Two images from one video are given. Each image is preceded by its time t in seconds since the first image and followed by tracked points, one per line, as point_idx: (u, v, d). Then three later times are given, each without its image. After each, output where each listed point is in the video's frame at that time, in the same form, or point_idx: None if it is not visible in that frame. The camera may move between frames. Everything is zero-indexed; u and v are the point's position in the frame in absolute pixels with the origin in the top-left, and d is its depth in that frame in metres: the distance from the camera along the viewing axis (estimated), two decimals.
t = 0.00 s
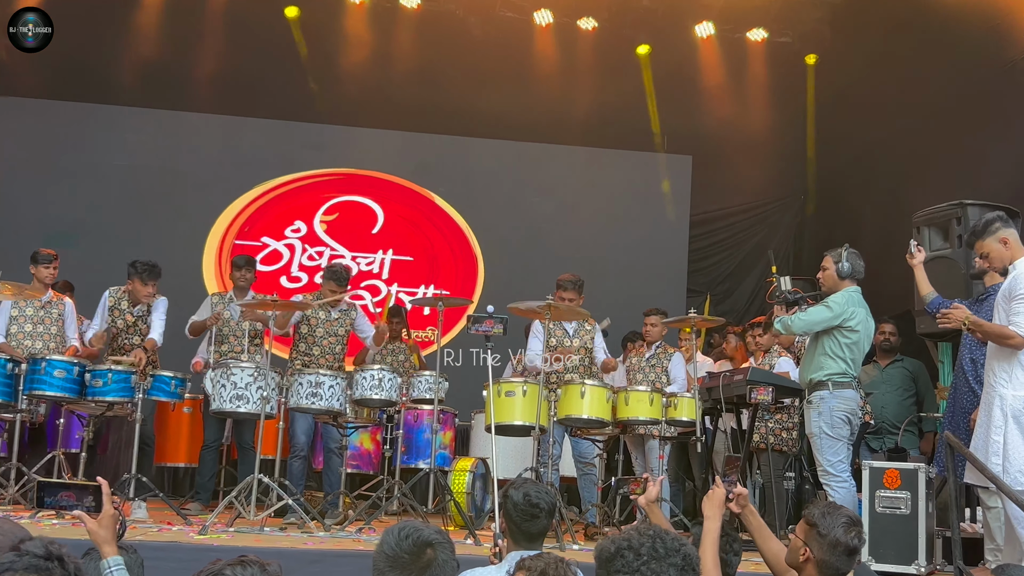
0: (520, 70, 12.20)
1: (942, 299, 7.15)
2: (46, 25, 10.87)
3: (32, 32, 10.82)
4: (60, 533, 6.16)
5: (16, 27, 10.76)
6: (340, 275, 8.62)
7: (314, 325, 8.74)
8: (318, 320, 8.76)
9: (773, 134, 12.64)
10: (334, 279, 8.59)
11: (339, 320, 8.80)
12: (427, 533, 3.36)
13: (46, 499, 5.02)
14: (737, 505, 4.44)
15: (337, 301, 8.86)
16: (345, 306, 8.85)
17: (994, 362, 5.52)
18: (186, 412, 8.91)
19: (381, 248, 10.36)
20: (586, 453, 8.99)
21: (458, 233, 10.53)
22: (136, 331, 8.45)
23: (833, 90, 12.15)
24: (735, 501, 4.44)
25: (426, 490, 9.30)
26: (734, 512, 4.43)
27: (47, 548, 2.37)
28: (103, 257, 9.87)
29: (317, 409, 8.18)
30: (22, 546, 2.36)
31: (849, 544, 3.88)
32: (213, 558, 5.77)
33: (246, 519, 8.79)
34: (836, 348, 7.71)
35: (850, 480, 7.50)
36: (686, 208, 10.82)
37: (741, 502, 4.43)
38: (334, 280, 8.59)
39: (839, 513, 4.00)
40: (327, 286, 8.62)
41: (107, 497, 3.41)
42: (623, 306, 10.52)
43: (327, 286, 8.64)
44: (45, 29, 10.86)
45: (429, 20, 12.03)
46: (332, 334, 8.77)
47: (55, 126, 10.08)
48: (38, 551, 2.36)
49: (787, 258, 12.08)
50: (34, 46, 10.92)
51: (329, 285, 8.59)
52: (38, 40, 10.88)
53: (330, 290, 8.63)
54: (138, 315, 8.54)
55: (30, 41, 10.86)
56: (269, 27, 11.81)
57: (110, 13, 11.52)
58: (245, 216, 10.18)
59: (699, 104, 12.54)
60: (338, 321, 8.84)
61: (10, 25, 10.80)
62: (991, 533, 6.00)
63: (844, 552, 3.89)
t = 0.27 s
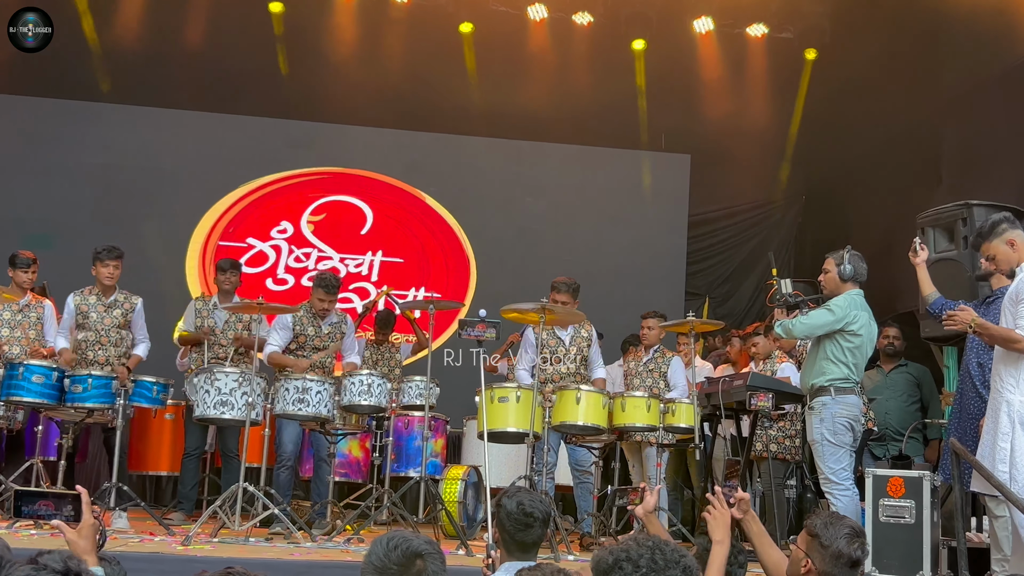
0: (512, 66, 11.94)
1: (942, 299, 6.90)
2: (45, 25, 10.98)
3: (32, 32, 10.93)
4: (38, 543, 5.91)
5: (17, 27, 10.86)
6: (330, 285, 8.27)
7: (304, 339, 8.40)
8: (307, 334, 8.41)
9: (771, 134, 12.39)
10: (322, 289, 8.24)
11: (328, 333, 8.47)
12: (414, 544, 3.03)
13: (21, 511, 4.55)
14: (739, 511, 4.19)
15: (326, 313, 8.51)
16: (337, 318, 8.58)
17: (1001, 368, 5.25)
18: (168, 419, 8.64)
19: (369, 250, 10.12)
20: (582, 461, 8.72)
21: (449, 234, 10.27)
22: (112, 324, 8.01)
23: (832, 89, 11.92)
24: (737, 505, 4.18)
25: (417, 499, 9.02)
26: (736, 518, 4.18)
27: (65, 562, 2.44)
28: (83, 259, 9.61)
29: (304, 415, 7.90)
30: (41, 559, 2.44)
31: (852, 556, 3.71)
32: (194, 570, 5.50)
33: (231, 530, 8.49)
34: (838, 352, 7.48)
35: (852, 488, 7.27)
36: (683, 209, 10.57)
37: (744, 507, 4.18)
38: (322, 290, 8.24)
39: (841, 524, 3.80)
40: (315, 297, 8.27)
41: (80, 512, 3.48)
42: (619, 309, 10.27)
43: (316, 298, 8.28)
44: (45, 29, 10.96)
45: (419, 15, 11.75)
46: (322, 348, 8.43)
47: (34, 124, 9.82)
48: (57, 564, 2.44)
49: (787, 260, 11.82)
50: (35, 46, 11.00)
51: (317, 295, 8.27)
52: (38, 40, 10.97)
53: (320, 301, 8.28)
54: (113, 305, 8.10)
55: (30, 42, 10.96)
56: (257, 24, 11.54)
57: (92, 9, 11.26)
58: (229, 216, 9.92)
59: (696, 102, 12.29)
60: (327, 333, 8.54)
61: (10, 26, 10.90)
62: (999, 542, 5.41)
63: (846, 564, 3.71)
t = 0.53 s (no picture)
0: (505, 59, 11.52)
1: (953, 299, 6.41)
2: (46, 25, 10.58)
3: (33, 32, 10.51)
4: (9, 559, 5.49)
5: (16, 27, 10.44)
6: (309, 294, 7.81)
7: (286, 349, 7.97)
8: (289, 344, 7.98)
9: (776, 132, 12.03)
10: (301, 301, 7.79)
11: (312, 342, 8.04)
12: (403, 560, 2.74)
13: None
14: (742, 521, 4.14)
15: (310, 321, 8.07)
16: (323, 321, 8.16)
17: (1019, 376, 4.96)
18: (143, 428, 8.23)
19: (356, 250, 9.70)
20: (581, 471, 8.29)
21: (439, 233, 9.86)
22: (74, 326, 7.59)
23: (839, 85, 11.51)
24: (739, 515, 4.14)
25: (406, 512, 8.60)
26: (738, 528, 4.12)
27: None
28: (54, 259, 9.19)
29: (287, 425, 7.48)
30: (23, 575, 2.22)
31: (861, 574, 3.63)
32: None
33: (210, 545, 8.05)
34: (849, 358, 7.07)
35: (863, 500, 6.89)
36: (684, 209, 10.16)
37: (748, 518, 4.13)
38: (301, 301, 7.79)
39: (850, 539, 3.76)
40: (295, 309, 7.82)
41: (57, 521, 3.18)
42: (617, 312, 9.86)
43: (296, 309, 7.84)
44: (45, 29, 10.56)
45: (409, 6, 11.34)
46: (305, 357, 8.02)
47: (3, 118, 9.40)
48: None
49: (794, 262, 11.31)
50: (35, 46, 10.57)
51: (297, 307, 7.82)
52: (38, 40, 10.55)
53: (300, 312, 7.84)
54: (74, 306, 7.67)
55: (30, 42, 10.52)
56: (244, 15, 11.11)
57: None
58: (209, 215, 9.50)
59: (698, 98, 11.89)
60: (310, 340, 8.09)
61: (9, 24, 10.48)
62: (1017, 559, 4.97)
63: None
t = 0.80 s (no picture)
0: (498, 54, 11.25)
1: (958, 297, 6.40)
2: (46, 25, 10.40)
3: (32, 32, 10.34)
4: None
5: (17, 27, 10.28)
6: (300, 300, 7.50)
7: (269, 354, 7.68)
8: (273, 349, 7.68)
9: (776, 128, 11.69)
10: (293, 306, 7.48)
11: (298, 348, 7.74)
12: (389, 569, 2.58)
13: None
14: (743, 528, 3.96)
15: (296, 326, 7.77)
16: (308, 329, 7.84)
17: None
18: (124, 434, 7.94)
19: (344, 250, 9.42)
20: (577, 479, 7.99)
21: (430, 233, 9.59)
22: (45, 326, 7.27)
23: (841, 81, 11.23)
24: (740, 520, 3.96)
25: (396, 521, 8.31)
26: (739, 534, 3.94)
27: None
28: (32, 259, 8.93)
29: (273, 431, 7.20)
30: None
31: None
32: None
33: (192, 555, 7.70)
34: (855, 362, 6.81)
35: (869, 509, 6.61)
36: (683, 208, 9.89)
37: (749, 524, 3.95)
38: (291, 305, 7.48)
39: (851, 550, 3.54)
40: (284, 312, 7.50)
41: (33, 529, 3.03)
42: (613, 314, 9.59)
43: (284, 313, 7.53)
44: (45, 28, 10.38)
45: None
46: (289, 363, 7.73)
47: None
48: None
49: (796, 261, 10.92)
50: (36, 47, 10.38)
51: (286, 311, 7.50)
52: (38, 40, 10.37)
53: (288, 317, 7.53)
54: (44, 306, 7.36)
55: (30, 41, 10.35)
56: (230, 8, 10.83)
57: None
58: (192, 214, 9.23)
59: (696, 94, 11.62)
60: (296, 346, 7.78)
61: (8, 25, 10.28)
62: None
63: None
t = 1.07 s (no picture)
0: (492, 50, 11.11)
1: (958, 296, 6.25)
2: (46, 25, 10.10)
3: (32, 32, 10.03)
4: None
5: (16, 27, 9.96)
6: (299, 300, 7.47)
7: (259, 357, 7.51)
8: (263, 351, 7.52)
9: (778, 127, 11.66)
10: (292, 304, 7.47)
11: (288, 351, 7.58)
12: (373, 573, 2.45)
13: None
14: (744, 527, 3.82)
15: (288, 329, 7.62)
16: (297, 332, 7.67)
17: None
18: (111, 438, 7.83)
19: (336, 250, 9.28)
20: (572, 482, 7.90)
21: (424, 232, 9.46)
22: (33, 333, 7.12)
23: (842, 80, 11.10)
24: (741, 520, 3.82)
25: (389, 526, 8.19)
26: (739, 534, 3.81)
27: None
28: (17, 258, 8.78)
29: (263, 434, 7.05)
30: None
31: None
32: None
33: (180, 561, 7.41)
34: (855, 364, 6.69)
35: (870, 513, 6.49)
36: (680, 208, 9.77)
37: (750, 523, 3.81)
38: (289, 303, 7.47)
39: (852, 553, 3.39)
40: (280, 310, 7.45)
41: (17, 534, 2.95)
42: (609, 315, 9.46)
43: (281, 313, 7.48)
44: (46, 29, 10.07)
45: None
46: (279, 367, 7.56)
47: None
48: None
49: (796, 260, 10.95)
50: (35, 46, 10.07)
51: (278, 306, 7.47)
52: (38, 40, 10.07)
53: (286, 316, 7.48)
54: (31, 313, 7.19)
55: (30, 42, 10.05)
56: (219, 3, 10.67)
57: None
58: (181, 213, 9.09)
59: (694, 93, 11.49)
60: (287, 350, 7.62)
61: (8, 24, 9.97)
62: None
63: None
